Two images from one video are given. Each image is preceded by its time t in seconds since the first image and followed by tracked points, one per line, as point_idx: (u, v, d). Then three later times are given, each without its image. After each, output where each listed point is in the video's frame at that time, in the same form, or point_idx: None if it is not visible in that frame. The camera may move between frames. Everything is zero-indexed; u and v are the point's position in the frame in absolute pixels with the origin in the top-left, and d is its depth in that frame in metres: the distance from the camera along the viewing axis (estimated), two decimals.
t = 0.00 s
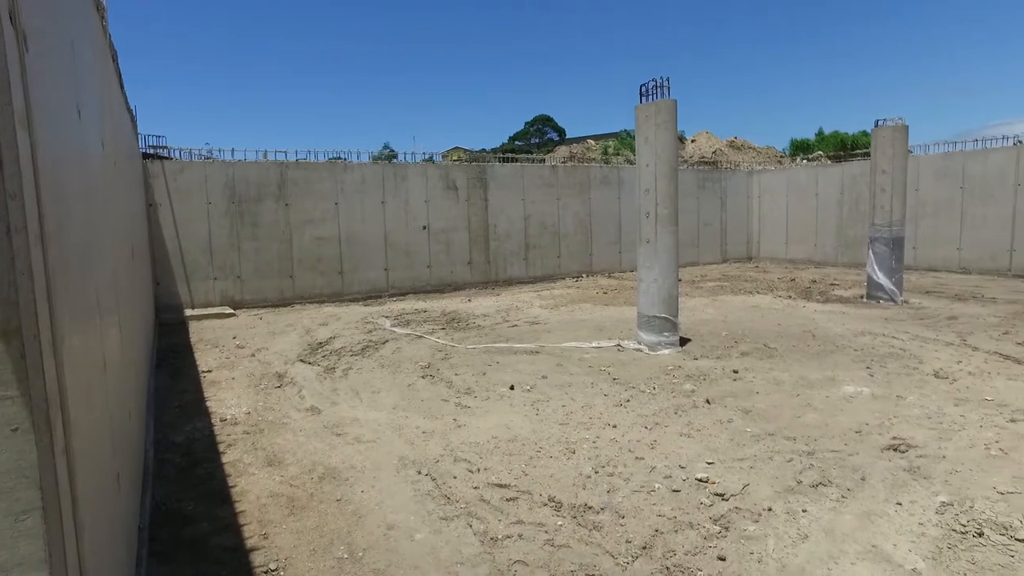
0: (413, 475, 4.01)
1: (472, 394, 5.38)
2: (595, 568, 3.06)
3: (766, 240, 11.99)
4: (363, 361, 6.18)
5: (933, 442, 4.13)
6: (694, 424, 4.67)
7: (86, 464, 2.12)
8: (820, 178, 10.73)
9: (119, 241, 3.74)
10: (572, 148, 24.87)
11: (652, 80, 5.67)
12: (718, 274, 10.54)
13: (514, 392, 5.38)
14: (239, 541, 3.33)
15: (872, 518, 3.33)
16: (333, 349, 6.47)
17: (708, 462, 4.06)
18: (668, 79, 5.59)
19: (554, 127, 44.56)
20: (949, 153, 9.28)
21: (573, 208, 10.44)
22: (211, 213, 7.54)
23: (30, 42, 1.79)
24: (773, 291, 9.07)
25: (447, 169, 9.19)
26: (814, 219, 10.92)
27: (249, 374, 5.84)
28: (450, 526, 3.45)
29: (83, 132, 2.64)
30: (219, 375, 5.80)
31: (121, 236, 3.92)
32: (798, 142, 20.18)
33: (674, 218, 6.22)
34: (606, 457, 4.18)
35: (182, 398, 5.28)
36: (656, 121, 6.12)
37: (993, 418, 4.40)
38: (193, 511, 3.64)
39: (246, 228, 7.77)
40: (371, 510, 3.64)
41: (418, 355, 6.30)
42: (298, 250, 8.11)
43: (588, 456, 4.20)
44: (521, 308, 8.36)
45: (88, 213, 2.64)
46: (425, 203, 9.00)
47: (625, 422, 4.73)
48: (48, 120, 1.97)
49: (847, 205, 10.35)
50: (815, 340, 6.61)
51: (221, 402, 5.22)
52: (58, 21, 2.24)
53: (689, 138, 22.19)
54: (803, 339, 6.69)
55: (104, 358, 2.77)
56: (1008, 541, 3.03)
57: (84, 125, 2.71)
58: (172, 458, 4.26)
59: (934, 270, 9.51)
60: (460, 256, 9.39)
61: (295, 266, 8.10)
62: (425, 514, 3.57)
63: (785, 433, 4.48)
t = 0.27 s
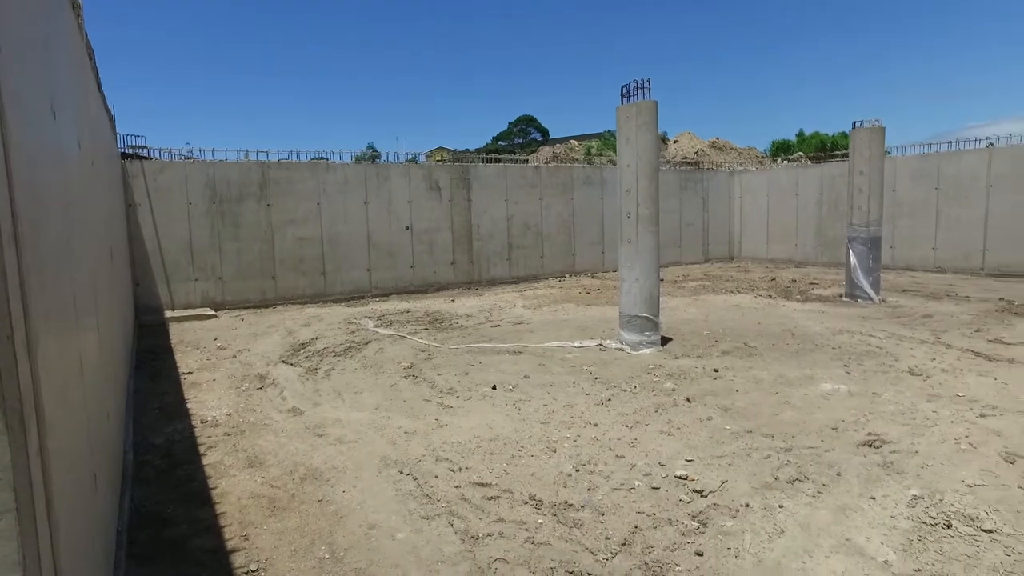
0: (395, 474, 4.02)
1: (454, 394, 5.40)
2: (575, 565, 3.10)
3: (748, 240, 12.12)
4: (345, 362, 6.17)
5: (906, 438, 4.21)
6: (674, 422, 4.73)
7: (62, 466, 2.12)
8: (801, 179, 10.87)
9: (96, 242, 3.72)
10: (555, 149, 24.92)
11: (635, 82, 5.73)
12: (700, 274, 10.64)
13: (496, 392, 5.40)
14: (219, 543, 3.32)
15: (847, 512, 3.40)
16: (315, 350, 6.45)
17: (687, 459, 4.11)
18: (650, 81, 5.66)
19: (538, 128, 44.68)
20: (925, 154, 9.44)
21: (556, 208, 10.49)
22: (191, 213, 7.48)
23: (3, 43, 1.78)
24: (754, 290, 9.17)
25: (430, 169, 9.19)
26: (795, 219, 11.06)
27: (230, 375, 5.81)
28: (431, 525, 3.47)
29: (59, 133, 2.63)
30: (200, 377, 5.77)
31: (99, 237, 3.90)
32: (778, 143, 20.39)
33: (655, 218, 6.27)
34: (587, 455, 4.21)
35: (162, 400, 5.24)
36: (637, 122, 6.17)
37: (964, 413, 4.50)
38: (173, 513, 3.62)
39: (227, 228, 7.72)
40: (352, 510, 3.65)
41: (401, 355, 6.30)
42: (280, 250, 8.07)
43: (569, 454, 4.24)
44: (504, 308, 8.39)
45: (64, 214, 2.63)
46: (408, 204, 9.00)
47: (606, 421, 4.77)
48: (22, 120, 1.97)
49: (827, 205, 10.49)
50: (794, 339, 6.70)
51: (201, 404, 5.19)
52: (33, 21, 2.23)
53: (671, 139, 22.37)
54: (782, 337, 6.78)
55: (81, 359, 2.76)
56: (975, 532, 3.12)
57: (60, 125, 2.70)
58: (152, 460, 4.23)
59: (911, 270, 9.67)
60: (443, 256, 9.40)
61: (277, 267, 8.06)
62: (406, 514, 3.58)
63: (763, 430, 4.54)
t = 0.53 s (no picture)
0: (378, 474, 4.03)
1: (438, 394, 5.41)
2: (557, 562, 3.13)
3: (730, 240, 12.24)
4: (328, 363, 6.16)
5: (882, 434, 4.29)
6: (656, 420, 4.78)
7: (40, 468, 2.11)
8: (782, 179, 11.01)
9: (74, 241, 3.69)
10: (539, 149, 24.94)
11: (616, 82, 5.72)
12: (683, 274, 10.73)
13: (479, 392, 5.43)
14: (201, 545, 3.32)
15: (823, 507, 3.46)
16: (298, 351, 6.43)
17: (667, 457, 4.16)
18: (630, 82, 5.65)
19: (523, 128, 44.69)
20: (902, 155, 9.60)
21: (540, 208, 10.53)
22: (173, 214, 7.43)
23: None
24: (736, 289, 9.27)
25: (414, 170, 9.19)
26: (776, 220, 11.19)
27: (213, 377, 5.78)
28: (414, 524, 3.48)
29: (35, 133, 2.61)
30: (182, 379, 5.73)
31: (78, 239, 3.87)
32: (761, 144, 20.58)
33: (637, 219, 6.33)
34: (569, 454, 4.25)
35: (143, 403, 5.21)
36: (618, 123, 6.23)
37: (937, 409, 4.60)
38: (154, 515, 3.60)
39: (209, 229, 7.68)
40: (335, 510, 3.65)
41: (385, 356, 6.30)
42: (263, 251, 8.04)
43: (552, 453, 4.27)
44: (488, 308, 8.42)
45: (42, 215, 2.62)
46: (392, 204, 9.00)
47: (588, 420, 4.81)
48: None
49: (807, 205, 10.63)
50: (775, 338, 6.79)
51: (183, 406, 5.16)
52: (9, 22, 2.23)
53: (654, 140, 22.53)
54: (763, 336, 6.87)
55: (60, 361, 2.75)
56: (946, 525, 3.20)
57: (37, 126, 2.69)
58: (132, 463, 4.21)
59: (890, 269, 9.82)
60: (427, 257, 9.41)
61: (260, 268, 8.03)
62: (389, 514, 3.59)
63: (743, 428, 4.61)
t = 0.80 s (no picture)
0: (360, 475, 4.04)
1: (420, 394, 5.42)
2: (537, 560, 3.16)
3: (712, 240, 12.36)
4: (311, 364, 6.15)
5: (857, 431, 4.38)
6: (636, 419, 4.83)
7: (15, 471, 2.10)
8: (762, 180, 11.14)
9: (50, 241, 3.65)
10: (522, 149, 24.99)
11: (597, 84, 5.69)
12: (665, 274, 10.82)
13: (462, 392, 5.44)
14: (181, 548, 3.31)
15: (799, 503, 3.52)
16: (280, 352, 6.41)
17: (648, 455, 4.21)
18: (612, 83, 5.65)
19: (507, 129, 44.69)
20: (879, 156, 9.77)
21: (523, 209, 10.56)
22: (152, 215, 7.36)
23: None
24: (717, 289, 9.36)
25: (396, 170, 9.19)
26: (757, 220, 11.32)
27: (193, 379, 5.74)
28: (395, 524, 3.49)
29: (10, 134, 2.59)
30: (162, 381, 5.69)
31: (54, 240, 3.84)
32: (742, 145, 20.78)
33: (619, 219, 6.38)
34: (550, 453, 4.28)
35: (122, 405, 5.16)
36: (600, 124, 6.27)
37: (911, 406, 4.69)
38: (133, 518, 3.58)
39: (190, 230, 7.62)
40: (317, 511, 3.65)
41: (367, 357, 6.30)
42: (245, 252, 7.99)
43: (533, 452, 4.30)
44: (471, 309, 8.44)
45: (17, 217, 2.60)
46: (374, 205, 8.99)
47: (570, 419, 4.85)
48: None
49: (787, 206, 10.77)
50: (755, 337, 6.88)
51: (164, 408, 5.12)
52: None
53: (636, 141, 22.66)
54: (743, 335, 6.95)
55: (36, 363, 2.73)
56: (917, 518, 3.27)
57: (12, 127, 2.68)
58: (111, 466, 4.17)
59: (867, 269, 9.99)
60: (410, 257, 9.41)
61: (242, 269, 7.98)
62: (371, 514, 3.60)
63: (722, 426, 4.67)
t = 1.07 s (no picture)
0: (341, 475, 4.04)
1: (402, 395, 5.43)
2: (518, 558, 3.19)
3: (693, 240, 12.47)
4: (292, 365, 6.12)
5: (833, 428, 4.45)
6: (617, 418, 4.87)
7: None
8: (743, 180, 11.26)
9: (24, 242, 3.62)
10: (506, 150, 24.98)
11: (582, 85, 5.69)
12: (648, 274, 10.90)
13: (444, 393, 5.46)
14: (160, 550, 3.29)
15: (775, 499, 3.58)
16: (262, 354, 6.38)
17: (628, 454, 4.25)
18: (593, 85, 5.66)
19: (490, 129, 44.63)
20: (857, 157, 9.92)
21: (506, 209, 10.59)
22: (131, 215, 7.29)
23: None
24: (698, 288, 9.45)
25: (379, 171, 9.17)
26: (738, 220, 11.45)
27: (173, 381, 5.70)
28: (377, 524, 3.50)
29: None
30: (141, 383, 5.64)
31: (29, 241, 3.80)
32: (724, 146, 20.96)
33: (600, 220, 6.43)
34: (531, 452, 4.31)
35: (101, 408, 5.11)
36: (582, 125, 6.32)
37: (886, 403, 4.78)
38: (111, 521, 3.56)
39: (169, 230, 7.56)
40: (297, 512, 3.65)
41: (350, 358, 6.29)
42: (226, 253, 7.94)
43: (514, 452, 4.33)
44: (454, 309, 8.45)
45: None
46: (357, 206, 8.97)
47: (551, 418, 4.88)
48: None
49: (768, 206, 10.89)
50: (735, 336, 6.96)
51: (143, 411, 5.08)
52: None
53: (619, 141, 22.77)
54: (723, 334, 7.03)
55: (10, 365, 2.71)
56: (888, 512, 3.35)
57: None
58: (89, 469, 4.14)
59: (846, 268, 10.14)
60: (393, 258, 9.40)
61: (223, 270, 7.93)
62: (352, 514, 3.61)
63: (701, 424, 4.72)
